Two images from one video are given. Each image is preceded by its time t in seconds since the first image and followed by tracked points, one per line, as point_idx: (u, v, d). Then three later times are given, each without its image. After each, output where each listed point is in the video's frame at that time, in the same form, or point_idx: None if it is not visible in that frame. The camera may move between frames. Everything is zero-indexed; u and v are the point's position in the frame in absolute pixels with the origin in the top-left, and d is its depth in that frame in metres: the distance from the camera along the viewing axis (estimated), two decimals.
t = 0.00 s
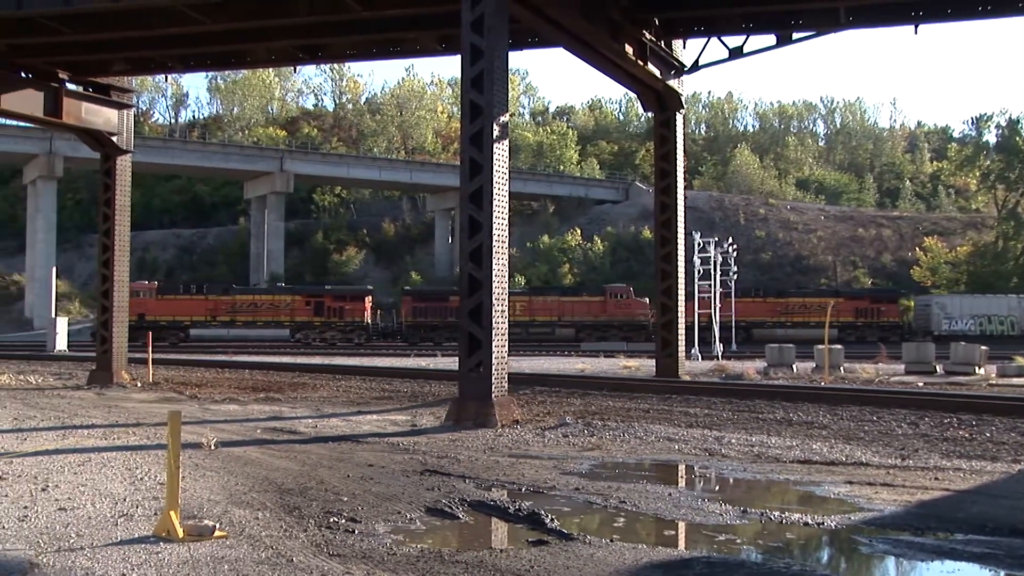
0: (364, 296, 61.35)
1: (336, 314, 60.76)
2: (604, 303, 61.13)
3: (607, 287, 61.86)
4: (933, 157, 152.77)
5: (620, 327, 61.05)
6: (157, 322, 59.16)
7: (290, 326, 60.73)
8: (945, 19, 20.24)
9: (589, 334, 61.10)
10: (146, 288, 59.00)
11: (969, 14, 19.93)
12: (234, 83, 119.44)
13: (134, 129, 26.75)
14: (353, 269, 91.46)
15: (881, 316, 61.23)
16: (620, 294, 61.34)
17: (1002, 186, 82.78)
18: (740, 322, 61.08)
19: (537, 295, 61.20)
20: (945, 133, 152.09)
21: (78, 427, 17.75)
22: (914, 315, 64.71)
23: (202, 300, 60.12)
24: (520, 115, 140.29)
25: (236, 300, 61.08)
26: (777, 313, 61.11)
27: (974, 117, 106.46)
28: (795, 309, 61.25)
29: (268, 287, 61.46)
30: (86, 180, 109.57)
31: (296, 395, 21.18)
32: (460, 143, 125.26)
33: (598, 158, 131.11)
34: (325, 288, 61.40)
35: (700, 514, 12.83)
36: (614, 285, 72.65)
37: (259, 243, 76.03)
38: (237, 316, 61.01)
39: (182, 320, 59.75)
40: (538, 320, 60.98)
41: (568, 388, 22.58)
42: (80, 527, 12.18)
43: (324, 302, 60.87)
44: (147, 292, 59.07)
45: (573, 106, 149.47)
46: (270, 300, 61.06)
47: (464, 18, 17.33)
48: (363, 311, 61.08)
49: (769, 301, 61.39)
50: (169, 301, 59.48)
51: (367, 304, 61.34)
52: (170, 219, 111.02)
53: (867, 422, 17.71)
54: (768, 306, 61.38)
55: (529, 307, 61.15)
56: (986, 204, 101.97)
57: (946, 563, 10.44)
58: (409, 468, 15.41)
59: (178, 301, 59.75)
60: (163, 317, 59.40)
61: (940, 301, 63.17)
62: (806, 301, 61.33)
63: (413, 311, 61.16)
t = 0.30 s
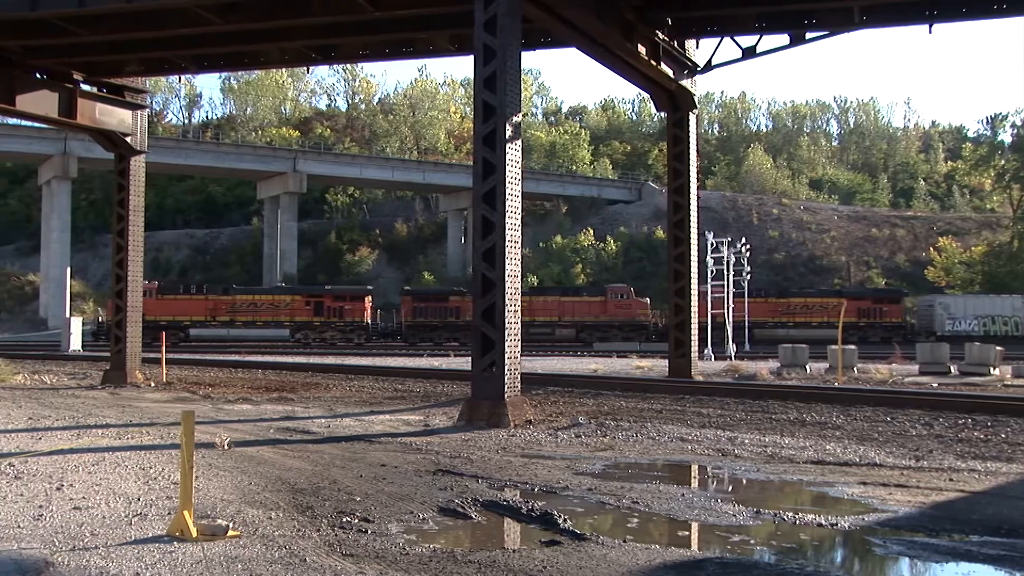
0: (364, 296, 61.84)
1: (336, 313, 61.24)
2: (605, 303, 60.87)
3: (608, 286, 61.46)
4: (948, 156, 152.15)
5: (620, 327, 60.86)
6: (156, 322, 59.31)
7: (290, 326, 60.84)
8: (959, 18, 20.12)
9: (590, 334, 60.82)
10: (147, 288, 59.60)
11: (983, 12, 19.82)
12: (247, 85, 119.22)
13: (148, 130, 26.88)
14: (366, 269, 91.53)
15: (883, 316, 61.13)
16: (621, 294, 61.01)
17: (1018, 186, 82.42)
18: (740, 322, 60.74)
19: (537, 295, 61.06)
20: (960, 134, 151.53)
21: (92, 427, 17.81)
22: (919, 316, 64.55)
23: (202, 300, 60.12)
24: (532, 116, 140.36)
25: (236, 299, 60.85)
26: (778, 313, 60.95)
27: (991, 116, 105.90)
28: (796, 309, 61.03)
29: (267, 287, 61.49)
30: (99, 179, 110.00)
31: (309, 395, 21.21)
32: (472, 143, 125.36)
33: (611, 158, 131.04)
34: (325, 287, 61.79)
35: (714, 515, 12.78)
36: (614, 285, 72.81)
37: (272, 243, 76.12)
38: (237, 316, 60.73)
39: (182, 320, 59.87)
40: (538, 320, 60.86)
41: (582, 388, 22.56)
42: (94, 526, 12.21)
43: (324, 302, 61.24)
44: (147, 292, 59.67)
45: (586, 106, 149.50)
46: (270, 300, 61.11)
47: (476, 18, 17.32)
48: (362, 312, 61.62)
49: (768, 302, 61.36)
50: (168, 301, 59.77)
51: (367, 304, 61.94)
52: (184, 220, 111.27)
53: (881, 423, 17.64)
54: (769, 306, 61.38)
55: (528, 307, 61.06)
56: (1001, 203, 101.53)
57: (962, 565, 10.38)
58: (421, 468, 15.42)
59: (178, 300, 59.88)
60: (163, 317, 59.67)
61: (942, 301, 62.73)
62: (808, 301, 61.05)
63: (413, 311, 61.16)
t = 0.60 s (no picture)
0: (364, 295, 61.77)
1: (335, 314, 61.21)
2: (604, 303, 60.77)
3: (608, 286, 61.33)
4: (962, 156, 151.20)
5: (620, 327, 60.72)
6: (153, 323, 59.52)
7: (289, 325, 60.75)
8: (973, 17, 20.01)
9: (590, 335, 60.75)
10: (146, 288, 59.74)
11: (998, 12, 19.70)
12: (259, 85, 119.41)
13: (161, 130, 26.96)
14: (378, 269, 91.65)
15: (885, 317, 60.75)
16: (621, 294, 60.84)
17: None
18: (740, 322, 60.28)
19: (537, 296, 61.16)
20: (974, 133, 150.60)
21: (105, 426, 17.88)
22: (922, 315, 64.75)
23: (202, 300, 60.24)
24: (544, 116, 140.41)
25: (235, 300, 60.78)
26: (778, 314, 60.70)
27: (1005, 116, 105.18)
28: (797, 309, 60.81)
29: (267, 288, 61.44)
30: (113, 180, 110.39)
31: (321, 395, 21.24)
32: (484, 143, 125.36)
33: (623, 158, 130.95)
34: (324, 288, 61.68)
35: (727, 516, 12.75)
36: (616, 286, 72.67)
37: (284, 244, 76.19)
38: (236, 316, 60.66)
39: (181, 320, 60.26)
40: (538, 320, 60.88)
41: (594, 389, 22.53)
42: (107, 525, 12.25)
43: (324, 302, 61.20)
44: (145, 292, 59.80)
45: (598, 106, 149.45)
46: (269, 300, 61.05)
47: (488, 18, 17.33)
48: (362, 312, 61.57)
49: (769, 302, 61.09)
50: (168, 301, 60.14)
51: (366, 304, 61.86)
52: (197, 220, 111.53)
53: (894, 424, 17.58)
54: (770, 307, 61.10)
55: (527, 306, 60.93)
56: (1015, 203, 100.93)
57: (975, 567, 10.35)
58: (433, 468, 15.43)
59: (178, 300, 60.26)
60: (163, 317, 60.13)
61: (944, 301, 62.40)
62: (809, 302, 60.78)
63: (412, 311, 61.17)
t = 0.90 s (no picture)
0: (364, 296, 61.66)
1: (335, 314, 61.12)
2: (604, 303, 60.77)
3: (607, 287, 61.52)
4: (977, 156, 150.35)
5: (619, 329, 60.63)
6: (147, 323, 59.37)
7: (289, 326, 60.68)
8: (988, 16, 19.91)
9: (589, 336, 60.61)
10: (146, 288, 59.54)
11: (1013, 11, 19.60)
12: (272, 86, 119.49)
13: (175, 132, 27.05)
14: (390, 270, 91.63)
15: (887, 318, 60.51)
16: (620, 294, 60.98)
17: None
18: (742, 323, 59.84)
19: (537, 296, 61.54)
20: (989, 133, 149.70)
21: (119, 426, 17.94)
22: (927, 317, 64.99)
23: (202, 300, 60.54)
24: (557, 116, 140.30)
25: (235, 300, 60.79)
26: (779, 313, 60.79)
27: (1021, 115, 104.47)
28: (800, 310, 60.76)
29: (267, 288, 61.40)
30: (126, 180, 110.78)
31: (334, 395, 21.29)
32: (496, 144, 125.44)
33: (636, 159, 130.80)
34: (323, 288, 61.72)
35: (739, 517, 12.73)
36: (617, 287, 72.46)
37: (296, 244, 76.18)
38: (235, 316, 60.67)
39: (182, 320, 60.62)
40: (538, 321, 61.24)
41: (606, 389, 22.50)
42: (121, 525, 12.26)
43: (324, 303, 61.14)
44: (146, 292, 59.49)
45: (611, 107, 149.29)
46: (269, 300, 60.99)
47: (500, 19, 17.34)
48: (362, 312, 61.48)
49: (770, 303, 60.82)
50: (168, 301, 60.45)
51: (365, 304, 61.73)
52: (210, 221, 111.77)
53: (908, 425, 17.52)
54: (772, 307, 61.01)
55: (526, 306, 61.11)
56: None
57: (991, 569, 10.30)
58: (446, 469, 15.43)
59: (178, 300, 60.73)
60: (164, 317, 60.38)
61: (948, 301, 62.07)
62: (811, 302, 60.67)
63: (411, 311, 61.38)
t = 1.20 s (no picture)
0: (363, 297, 61.85)
1: (335, 315, 61.44)
2: (605, 304, 60.43)
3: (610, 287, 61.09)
4: (993, 156, 149.43)
5: (620, 329, 60.53)
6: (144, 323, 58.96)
7: (289, 327, 60.96)
8: (1004, 15, 19.79)
9: (591, 337, 60.36)
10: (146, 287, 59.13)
11: None
12: (287, 87, 120.46)
13: (189, 133, 27.15)
14: (404, 271, 91.60)
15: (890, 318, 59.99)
16: (623, 295, 60.55)
17: None
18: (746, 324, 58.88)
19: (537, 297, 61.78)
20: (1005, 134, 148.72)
21: (133, 426, 18.03)
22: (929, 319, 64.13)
23: (202, 301, 60.42)
24: (570, 117, 140.20)
25: (236, 300, 60.67)
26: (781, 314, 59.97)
27: None
28: (801, 312, 60.18)
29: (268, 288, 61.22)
30: (141, 181, 111.20)
31: (347, 396, 21.31)
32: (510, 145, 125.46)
33: (649, 160, 130.59)
34: (324, 288, 61.75)
35: (753, 519, 12.70)
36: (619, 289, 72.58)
37: (311, 245, 76.21)
38: (236, 317, 60.58)
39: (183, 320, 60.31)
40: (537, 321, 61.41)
41: (621, 390, 22.46)
42: (136, 525, 12.29)
43: (324, 304, 61.32)
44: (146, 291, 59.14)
45: (624, 108, 149.09)
46: (270, 301, 61.02)
47: (514, 21, 17.35)
48: (362, 313, 61.76)
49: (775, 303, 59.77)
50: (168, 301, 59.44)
51: (366, 305, 61.96)
52: (224, 222, 112.06)
53: (923, 426, 17.45)
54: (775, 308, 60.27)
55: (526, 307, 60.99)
56: None
57: (1006, 572, 10.25)
58: (460, 469, 15.42)
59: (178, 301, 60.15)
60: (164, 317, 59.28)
61: (952, 303, 62.16)
62: (812, 303, 60.17)
63: (413, 312, 61.37)
